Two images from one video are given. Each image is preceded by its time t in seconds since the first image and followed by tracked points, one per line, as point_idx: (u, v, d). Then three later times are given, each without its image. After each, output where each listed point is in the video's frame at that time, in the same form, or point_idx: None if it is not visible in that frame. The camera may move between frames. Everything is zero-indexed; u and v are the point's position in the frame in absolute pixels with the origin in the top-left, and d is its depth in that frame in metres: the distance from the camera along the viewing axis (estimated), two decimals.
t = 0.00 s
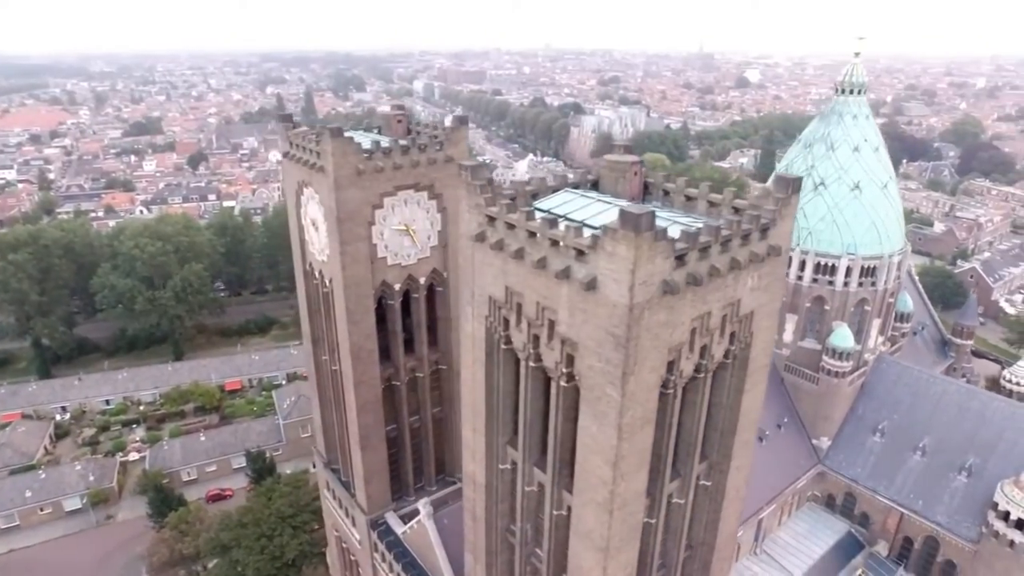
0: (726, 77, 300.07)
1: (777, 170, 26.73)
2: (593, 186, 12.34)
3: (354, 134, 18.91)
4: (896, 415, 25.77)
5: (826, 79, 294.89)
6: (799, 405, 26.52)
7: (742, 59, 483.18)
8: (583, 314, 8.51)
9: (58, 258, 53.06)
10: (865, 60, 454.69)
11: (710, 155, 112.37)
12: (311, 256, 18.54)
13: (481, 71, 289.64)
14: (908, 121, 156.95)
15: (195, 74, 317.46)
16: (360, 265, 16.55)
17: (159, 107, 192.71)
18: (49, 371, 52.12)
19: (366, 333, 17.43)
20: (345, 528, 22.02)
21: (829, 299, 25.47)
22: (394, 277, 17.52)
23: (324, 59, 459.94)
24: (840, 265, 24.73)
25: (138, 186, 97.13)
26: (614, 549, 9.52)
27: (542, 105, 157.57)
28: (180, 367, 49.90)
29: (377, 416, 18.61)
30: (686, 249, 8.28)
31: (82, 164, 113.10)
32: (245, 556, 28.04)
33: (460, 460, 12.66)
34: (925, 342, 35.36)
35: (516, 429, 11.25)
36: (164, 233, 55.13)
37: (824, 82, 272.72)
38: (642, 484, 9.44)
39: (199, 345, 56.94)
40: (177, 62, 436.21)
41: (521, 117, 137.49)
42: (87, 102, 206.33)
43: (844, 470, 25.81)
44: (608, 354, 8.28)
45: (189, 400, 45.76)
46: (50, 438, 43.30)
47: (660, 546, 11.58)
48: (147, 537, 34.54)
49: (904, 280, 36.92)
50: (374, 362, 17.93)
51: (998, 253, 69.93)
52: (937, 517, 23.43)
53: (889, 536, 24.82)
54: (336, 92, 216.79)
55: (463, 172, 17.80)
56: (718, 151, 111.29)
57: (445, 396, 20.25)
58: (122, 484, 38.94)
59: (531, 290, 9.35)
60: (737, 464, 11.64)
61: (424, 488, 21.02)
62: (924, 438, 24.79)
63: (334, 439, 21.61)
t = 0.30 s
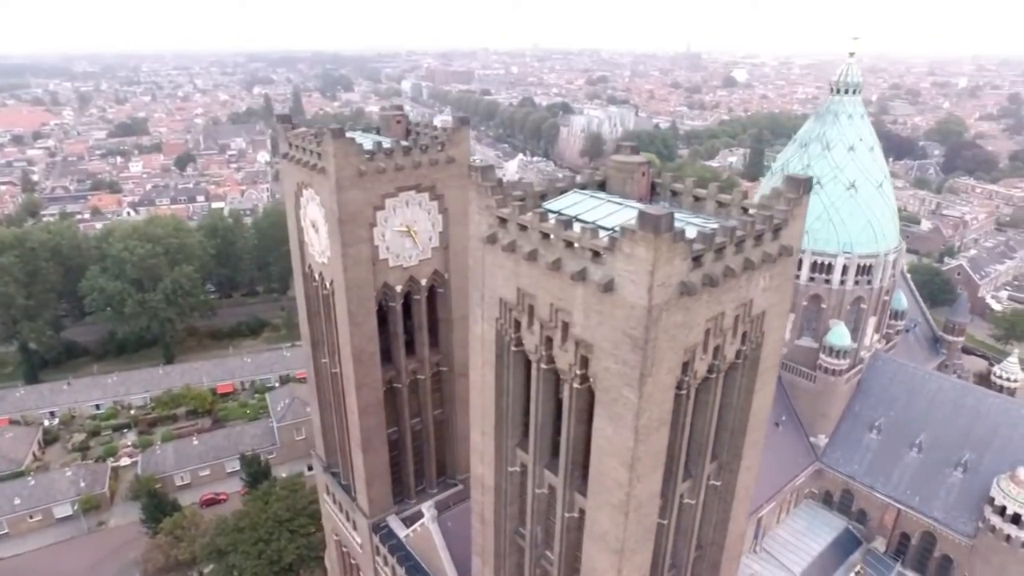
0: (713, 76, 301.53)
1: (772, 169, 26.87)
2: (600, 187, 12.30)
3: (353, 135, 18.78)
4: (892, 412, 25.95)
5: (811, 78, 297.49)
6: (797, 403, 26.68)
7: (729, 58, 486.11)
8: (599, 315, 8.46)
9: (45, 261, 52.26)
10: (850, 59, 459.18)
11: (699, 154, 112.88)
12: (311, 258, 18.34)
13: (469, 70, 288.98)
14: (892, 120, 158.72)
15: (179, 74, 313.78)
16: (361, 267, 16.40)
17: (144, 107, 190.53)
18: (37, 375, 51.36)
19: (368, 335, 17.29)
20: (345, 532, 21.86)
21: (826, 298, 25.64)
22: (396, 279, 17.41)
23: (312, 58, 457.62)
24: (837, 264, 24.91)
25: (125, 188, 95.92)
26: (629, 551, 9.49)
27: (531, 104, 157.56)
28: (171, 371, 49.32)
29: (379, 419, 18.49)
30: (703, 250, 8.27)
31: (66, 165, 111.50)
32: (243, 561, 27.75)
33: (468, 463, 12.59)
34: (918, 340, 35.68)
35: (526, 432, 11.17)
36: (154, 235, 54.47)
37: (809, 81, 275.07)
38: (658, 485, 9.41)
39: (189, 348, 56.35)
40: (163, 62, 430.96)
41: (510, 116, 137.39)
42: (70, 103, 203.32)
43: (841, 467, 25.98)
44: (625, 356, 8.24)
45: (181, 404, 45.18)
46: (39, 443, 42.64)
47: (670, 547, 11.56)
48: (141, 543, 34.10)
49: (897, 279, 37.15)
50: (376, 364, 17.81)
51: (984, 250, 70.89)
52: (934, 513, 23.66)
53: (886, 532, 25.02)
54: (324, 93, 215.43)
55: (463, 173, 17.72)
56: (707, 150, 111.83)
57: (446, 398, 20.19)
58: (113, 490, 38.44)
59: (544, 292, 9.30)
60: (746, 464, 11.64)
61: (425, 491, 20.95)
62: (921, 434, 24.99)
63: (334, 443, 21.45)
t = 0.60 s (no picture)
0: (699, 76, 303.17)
1: (767, 168, 27.04)
2: (606, 187, 12.22)
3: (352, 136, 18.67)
4: (887, 408, 26.19)
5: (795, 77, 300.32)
6: (792, 401, 26.87)
7: (714, 58, 489.18)
8: (615, 317, 8.43)
9: (29, 264, 51.35)
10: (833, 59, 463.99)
11: (687, 153, 113.43)
12: (309, 261, 18.16)
13: (455, 70, 288.18)
14: (876, 119, 160.25)
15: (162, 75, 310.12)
16: (363, 269, 16.26)
17: (127, 108, 188.00)
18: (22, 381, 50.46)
19: (369, 338, 17.17)
20: (345, 536, 21.70)
21: (821, 296, 25.86)
22: (397, 281, 17.28)
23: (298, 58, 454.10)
24: (832, 262, 25.14)
25: (109, 190, 94.55)
26: (644, 553, 9.48)
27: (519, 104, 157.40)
28: (161, 375, 48.67)
29: (380, 422, 18.36)
30: (719, 251, 8.27)
31: (47, 167, 109.72)
32: (239, 567, 27.49)
33: (476, 466, 12.52)
34: (909, 337, 36.06)
35: (536, 434, 11.11)
36: (142, 238, 53.71)
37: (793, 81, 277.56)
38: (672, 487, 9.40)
39: (178, 352, 55.68)
40: (145, 62, 425.60)
41: (498, 116, 137.20)
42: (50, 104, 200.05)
43: (837, 464, 26.20)
44: (642, 357, 8.22)
45: (171, 408, 44.62)
46: (25, 451, 41.93)
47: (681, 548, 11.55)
48: (133, 550, 33.63)
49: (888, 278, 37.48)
50: (377, 367, 17.67)
51: (968, 247, 71.91)
52: (930, 508, 23.94)
53: (883, 527, 25.25)
54: (310, 93, 213.96)
55: (463, 174, 17.65)
56: (694, 149, 112.39)
57: (446, 400, 20.13)
58: (104, 496, 37.88)
59: (557, 294, 9.25)
60: (755, 463, 11.65)
61: (426, 494, 20.85)
62: (915, 430, 25.23)
63: (333, 447, 21.28)
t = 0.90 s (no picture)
0: (685, 75, 304.67)
1: (762, 167, 27.20)
2: (612, 188, 12.21)
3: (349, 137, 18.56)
4: (881, 405, 26.44)
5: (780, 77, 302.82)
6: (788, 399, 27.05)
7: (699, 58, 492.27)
8: (631, 318, 8.42)
9: (14, 268, 50.49)
10: (816, 58, 468.72)
11: (674, 152, 113.97)
12: (308, 263, 17.98)
13: (442, 70, 287.47)
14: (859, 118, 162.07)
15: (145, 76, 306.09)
16: (364, 272, 16.13)
17: (109, 110, 185.47)
18: (7, 388, 49.59)
19: (369, 341, 17.03)
20: (344, 541, 21.51)
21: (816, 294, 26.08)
22: (397, 283, 17.17)
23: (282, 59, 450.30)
24: (826, 261, 25.37)
25: (92, 193, 93.21)
26: (658, 554, 9.45)
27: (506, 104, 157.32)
28: (150, 380, 48.03)
29: (380, 425, 18.21)
30: (734, 252, 8.28)
31: (28, 169, 107.89)
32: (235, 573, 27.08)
33: (483, 468, 12.44)
34: (900, 334, 36.54)
35: (545, 436, 11.05)
36: (129, 241, 53.02)
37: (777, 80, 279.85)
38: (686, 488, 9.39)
39: (167, 356, 55.00)
40: (127, 62, 419.36)
41: (486, 116, 136.99)
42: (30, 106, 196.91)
43: (833, 460, 26.41)
44: (658, 358, 8.21)
45: (161, 413, 44.10)
46: (11, 459, 41.17)
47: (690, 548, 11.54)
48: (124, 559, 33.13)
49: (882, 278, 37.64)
50: (378, 370, 17.54)
51: (952, 243, 72.92)
52: (925, 503, 24.24)
53: (879, 523, 25.49)
54: (295, 94, 212.45)
55: (463, 175, 17.60)
56: (682, 149, 113.00)
57: (446, 402, 20.05)
58: (93, 504, 37.32)
59: (570, 296, 9.21)
60: (763, 463, 11.66)
61: (426, 497, 20.74)
62: (910, 426, 25.49)
63: (332, 451, 21.09)
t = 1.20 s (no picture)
0: (670, 75, 306.21)
1: (756, 166, 27.32)
2: (618, 188, 12.16)
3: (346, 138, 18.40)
4: (875, 401, 26.69)
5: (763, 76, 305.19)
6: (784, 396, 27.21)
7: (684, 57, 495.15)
8: (645, 319, 8.41)
9: None
10: (799, 58, 473.39)
11: (662, 152, 114.38)
12: (306, 265, 17.77)
13: (427, 70, 286.40)
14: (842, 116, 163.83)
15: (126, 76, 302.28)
16: (364, 274, 15.99)
17: (90, 110, 182.82)
18: None
19: (370, 344, 16.87)
20: (344, 545, 21.32)
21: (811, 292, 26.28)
22: (398, 285, 17.02)
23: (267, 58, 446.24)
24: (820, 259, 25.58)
25: (75, 195, 91.77)
26: (673, 555, 9.44)
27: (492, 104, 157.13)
28: (138, 384, 47.29)
29: (381, 429, 18.07)
30: (749, 251, 8.29)
31: (8, 171, 106.01)
32: None
33: (490, 470, 12.36)
34: (890, 330, 36.97)
35: (555, 438, 10.98)
36: (116, 244, 52.23)
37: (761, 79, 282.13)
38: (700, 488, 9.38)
39: (155, 360, 54.26)
40: (107, 62, 413.03)
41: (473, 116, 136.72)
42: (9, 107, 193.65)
43: (829, 457, 26.62)
44: (674, 359, 8.20)
45: (151, 418, 43.49)
46: None
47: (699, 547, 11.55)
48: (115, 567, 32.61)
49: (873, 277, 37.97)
50: (378, 373, 17.40)
51: (937, 240, 73.85)
52: (919, 497, 24.54)
53: (874, 518, 25.73)
54: (280, 94, 210.72)
55: (462, 176, 17.53)
56: (669, 148, 113.51)
57: (445, 404, 19.98)
58: (82, 512, 36.70)
59: (583, 297, 9.17)
60: (770, 461, 11.69)
61: (426, 499, 20.65)
62: (904, 422, 25.77)
63: (330, 454, 20.90)
